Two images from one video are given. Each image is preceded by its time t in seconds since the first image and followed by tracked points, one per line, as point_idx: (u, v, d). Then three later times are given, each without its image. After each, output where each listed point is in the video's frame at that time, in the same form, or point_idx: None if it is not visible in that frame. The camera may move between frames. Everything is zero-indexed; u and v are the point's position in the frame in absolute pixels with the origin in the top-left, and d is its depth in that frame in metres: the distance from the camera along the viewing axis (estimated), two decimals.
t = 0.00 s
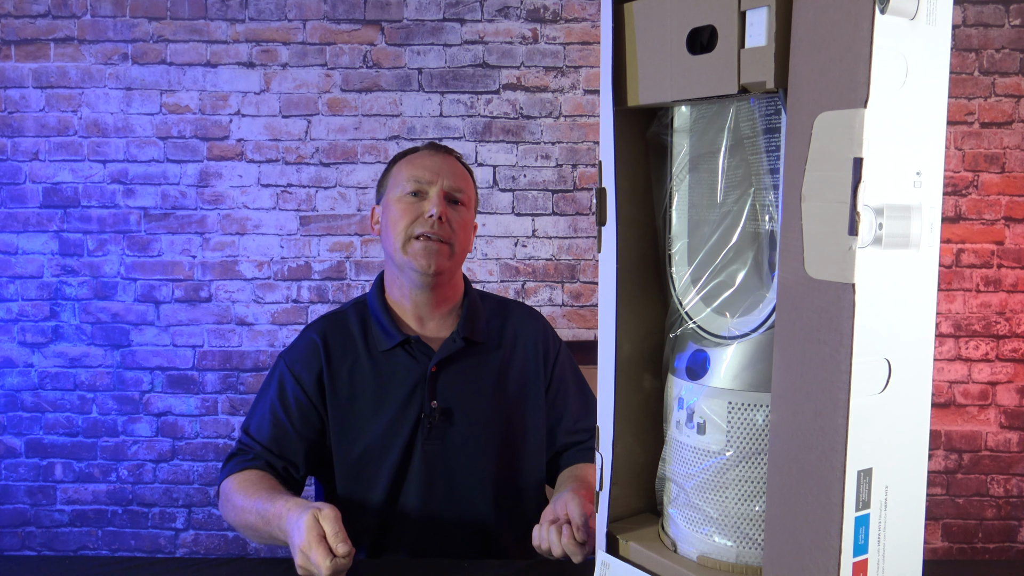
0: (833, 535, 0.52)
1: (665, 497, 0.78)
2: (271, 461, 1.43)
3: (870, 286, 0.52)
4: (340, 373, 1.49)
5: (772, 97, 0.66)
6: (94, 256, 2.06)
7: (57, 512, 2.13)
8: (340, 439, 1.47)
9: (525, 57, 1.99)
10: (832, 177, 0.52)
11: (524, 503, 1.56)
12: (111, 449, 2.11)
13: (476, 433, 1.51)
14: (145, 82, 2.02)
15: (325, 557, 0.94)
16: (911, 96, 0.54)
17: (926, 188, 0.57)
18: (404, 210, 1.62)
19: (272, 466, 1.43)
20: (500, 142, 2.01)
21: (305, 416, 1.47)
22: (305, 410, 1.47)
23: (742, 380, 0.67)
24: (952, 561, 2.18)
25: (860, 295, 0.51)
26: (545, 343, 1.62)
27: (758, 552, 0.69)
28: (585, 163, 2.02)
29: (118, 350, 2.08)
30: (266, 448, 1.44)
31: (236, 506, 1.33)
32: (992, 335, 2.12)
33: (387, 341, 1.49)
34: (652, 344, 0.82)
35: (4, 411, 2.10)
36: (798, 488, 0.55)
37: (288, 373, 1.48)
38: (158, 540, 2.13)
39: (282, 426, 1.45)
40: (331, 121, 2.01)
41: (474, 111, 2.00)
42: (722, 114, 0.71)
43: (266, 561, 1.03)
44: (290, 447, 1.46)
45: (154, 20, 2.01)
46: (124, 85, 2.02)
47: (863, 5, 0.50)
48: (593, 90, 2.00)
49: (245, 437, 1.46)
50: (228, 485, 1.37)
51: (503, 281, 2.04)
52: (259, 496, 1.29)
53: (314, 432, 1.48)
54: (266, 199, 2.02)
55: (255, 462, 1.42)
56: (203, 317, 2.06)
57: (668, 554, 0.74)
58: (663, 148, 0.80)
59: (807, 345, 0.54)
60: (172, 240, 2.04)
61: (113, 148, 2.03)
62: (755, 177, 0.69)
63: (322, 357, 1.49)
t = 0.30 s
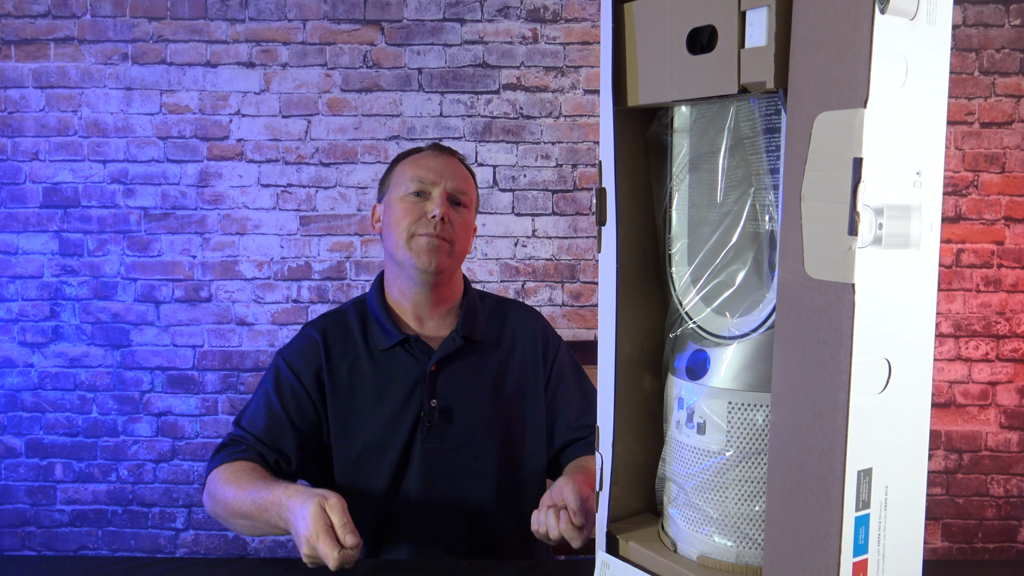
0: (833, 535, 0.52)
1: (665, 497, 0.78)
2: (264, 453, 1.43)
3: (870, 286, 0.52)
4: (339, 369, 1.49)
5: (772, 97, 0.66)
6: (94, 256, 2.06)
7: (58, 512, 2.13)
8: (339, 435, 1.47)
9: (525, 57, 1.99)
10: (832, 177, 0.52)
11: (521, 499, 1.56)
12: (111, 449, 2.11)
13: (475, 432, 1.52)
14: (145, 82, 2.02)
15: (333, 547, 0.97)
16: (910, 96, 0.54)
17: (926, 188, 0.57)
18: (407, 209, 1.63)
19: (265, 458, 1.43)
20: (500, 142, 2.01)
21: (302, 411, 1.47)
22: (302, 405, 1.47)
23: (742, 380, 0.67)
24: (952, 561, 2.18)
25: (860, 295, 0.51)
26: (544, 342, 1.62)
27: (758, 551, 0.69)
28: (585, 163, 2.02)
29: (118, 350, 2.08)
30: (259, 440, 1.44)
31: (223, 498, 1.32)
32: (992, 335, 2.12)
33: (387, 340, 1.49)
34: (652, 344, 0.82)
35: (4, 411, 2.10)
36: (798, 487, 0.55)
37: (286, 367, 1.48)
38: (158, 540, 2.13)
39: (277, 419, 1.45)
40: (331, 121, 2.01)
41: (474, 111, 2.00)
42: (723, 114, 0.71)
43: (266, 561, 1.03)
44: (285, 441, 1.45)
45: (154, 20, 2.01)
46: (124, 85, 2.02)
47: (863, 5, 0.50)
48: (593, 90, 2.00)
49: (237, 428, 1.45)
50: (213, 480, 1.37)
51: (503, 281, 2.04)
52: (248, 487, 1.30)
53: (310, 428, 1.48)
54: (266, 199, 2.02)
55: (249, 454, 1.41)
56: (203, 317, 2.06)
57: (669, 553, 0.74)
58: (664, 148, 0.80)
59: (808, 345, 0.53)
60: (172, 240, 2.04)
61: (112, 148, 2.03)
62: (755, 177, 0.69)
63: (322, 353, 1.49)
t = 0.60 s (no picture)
0: (833, 535, 0.52)
1: (665, 497, 0.78)
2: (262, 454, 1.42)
3: (870, 286, 0.52)
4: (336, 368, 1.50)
5: (772, 97, 0.66)
6: (94, 257, 2.06)
7: (58, 512, 2.13)
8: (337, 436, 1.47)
9: (524, 57, 1.99)
10: (832, 177, 0.52)
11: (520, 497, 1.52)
12: (111, 449, 2.11)
13: (473, 430, 1.53)
14: (145, 82, 2.02)
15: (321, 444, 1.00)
16: (910, 96, 0.54)
17: (926, 188, 0.57)
18: (405, 211, 1.63)
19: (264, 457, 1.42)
20: (500, 142, 2.01)
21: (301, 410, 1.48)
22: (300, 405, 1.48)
23: (742, 380, 0.67)
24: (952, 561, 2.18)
25: (860, 295, 0.51)
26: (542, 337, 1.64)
27: (758, 551, 0.69)
28: (585, 163, 2.02)
29: (118, 350, 2.08)
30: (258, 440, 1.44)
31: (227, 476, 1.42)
32: (992, 335, 2.12)
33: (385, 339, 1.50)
34: (652, 343, 0.82)
35: (4, 411, 2.10)
36: (798, 487, 0.55)
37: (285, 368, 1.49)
38: (158, 540, 2.13)
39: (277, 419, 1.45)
40: (331, 121, 2.01)
41: (474, 111, 2.00)
42: (723, 114, 0.71)
43: (266, 561, 1.03)
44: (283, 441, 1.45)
45: (154, 20, 2.01)
46: (124, 85, 2.02)
47: (863, 5, 0.50)
48: (592, 90, 2.00)
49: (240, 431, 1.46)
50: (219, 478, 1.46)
51: (503, 281, 2.04)
52: (240, 443, 1.42)
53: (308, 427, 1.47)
54: (266, 199, 2.02)
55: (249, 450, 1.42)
56: (203, 317, 2.06)
57: (668, 553, 0.74)
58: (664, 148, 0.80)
59: (808, 346, 0.53)
60: (172, 240, 2.04)
61: (112, 148, 2.03)
62: (755, 177, 0.69)
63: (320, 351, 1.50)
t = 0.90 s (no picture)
0: (833, 535, 0.52)
1: (665, 497, 0.78)
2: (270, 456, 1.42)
3: (870, 286, 0.52)
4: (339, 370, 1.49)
5: (772, 97, 0.66)
6: (94, 256, 2.06)
7: (58, 512, 2.13)
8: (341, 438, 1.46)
9: (525, 57, 1.99)
10: (832, 178, 0.52)
11: (520, 498, 1.52)
12: (111, 449, 2.11)
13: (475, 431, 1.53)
14: (145, 82, 2.02)
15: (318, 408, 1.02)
16: (911, 96, 0.54)
17: (926, 188, 0.57)
18: (395, 217, 1.62)
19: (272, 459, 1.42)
20: (500, 142, 2.01)
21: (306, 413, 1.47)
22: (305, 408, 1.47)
23: (742, 380, 0.67)
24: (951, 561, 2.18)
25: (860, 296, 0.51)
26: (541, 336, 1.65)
27: (758, 551, 0.69)
28: (585, 163, 2.02)
29: (118, 350, 2.08)
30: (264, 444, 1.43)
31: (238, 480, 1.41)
32: (992, 335, 2.12)
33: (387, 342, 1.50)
34: (652, 343, 0.82)
35: (4, 411, 2.10)
36: (798, 486, 0.55)
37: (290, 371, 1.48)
38: (158, 540, 2.13)
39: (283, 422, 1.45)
40: (331, 121, 2.01)
41: (474, 111, 2.00)
42: (723, 114, 0.71)
43: (267, 561, 1.03)
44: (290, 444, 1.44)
45: (154, 20, 2.01)
46: (124, 85, 2.02)
47: (863, 5, 0.50)
48: (593, 90, 2.00)
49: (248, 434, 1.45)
50: (230, 483, 1.44)
51: (503, 281, 2.04)
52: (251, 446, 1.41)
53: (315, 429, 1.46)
54: (266, 199, 2.02)
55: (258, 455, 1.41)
56: (203, 317, 2.06)
57: (668, 553, 0.74)
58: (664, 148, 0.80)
59: (808, 346, 0.53)
60: (172, 240, 2.04)
61: (112, 148, 2.03)
62: (755, 177, 0.69)
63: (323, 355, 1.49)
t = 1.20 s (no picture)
0: (833, 535, 0.52)
1: (665, 497, 0.78)
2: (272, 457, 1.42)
3: (870, 286, 0.52)
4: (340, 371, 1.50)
5: (772, 97, 0.66)
6: (94, 256, 2.05)
7: (58, 512, 2.13)
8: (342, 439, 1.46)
9: (524, 57, 1.99)
10: (832, 178, 0.52)
11: (521, 499, 1.52)
12: (111, 449, 2.11)
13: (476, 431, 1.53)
14: (145, 82, 2.02)
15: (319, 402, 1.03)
16: (911, 96, 0.54)
17: (926, 188, 0.57)
18: (392, 219, 1.62)
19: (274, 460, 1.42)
20: (500, 142, 2.01)
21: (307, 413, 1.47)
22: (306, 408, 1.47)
23: (742, 380, 0.67)
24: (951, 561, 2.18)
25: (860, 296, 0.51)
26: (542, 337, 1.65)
27: (758, 551, 0.69)
28: (585, 163, 2.02)
29: (118, 350, 2.08)
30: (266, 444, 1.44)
31: (238, 482, 1.41)
32: (992, 335, 2.12)
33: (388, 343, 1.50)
34: (652, 343, 0.82)
35: (4, 411, 2.10)
36: (797, 487, 0.55)
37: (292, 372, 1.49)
38: (158, 540, 2.13)
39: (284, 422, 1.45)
40: (331, 121, 2.01)
41: (474, 111, 2.00)
42: (723, 114, 0.71)
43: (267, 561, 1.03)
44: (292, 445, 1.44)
45: (154, 20, 2.01)
46: (124, 85, 2.02)
47: (862, 5, 0.50)
48: (593, 90, 2.00)
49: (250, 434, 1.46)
50: (229, 485, 1.45)
51: (503, 281, 2.04)
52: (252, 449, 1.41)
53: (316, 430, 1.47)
54: (266, 199, 2.02)
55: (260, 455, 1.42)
56: (203, 317, 2.06)
57: (668, 553, 0.74)
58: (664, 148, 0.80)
59: (807, 347, 0.53)
60: (172, 240, 2.04)
61: (112, 148, 2.03)
62: (755, 177, 0.69)
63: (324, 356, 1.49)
